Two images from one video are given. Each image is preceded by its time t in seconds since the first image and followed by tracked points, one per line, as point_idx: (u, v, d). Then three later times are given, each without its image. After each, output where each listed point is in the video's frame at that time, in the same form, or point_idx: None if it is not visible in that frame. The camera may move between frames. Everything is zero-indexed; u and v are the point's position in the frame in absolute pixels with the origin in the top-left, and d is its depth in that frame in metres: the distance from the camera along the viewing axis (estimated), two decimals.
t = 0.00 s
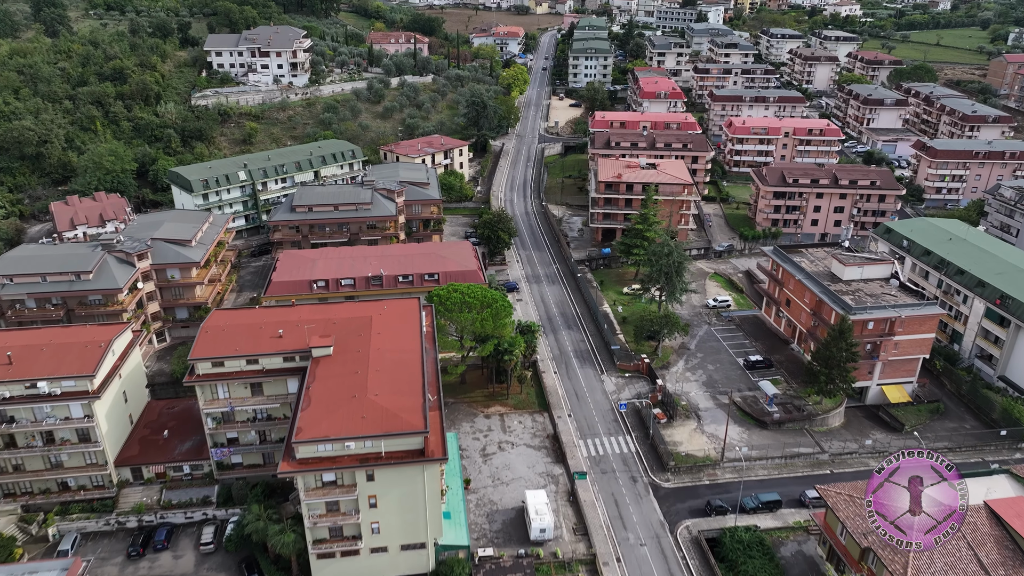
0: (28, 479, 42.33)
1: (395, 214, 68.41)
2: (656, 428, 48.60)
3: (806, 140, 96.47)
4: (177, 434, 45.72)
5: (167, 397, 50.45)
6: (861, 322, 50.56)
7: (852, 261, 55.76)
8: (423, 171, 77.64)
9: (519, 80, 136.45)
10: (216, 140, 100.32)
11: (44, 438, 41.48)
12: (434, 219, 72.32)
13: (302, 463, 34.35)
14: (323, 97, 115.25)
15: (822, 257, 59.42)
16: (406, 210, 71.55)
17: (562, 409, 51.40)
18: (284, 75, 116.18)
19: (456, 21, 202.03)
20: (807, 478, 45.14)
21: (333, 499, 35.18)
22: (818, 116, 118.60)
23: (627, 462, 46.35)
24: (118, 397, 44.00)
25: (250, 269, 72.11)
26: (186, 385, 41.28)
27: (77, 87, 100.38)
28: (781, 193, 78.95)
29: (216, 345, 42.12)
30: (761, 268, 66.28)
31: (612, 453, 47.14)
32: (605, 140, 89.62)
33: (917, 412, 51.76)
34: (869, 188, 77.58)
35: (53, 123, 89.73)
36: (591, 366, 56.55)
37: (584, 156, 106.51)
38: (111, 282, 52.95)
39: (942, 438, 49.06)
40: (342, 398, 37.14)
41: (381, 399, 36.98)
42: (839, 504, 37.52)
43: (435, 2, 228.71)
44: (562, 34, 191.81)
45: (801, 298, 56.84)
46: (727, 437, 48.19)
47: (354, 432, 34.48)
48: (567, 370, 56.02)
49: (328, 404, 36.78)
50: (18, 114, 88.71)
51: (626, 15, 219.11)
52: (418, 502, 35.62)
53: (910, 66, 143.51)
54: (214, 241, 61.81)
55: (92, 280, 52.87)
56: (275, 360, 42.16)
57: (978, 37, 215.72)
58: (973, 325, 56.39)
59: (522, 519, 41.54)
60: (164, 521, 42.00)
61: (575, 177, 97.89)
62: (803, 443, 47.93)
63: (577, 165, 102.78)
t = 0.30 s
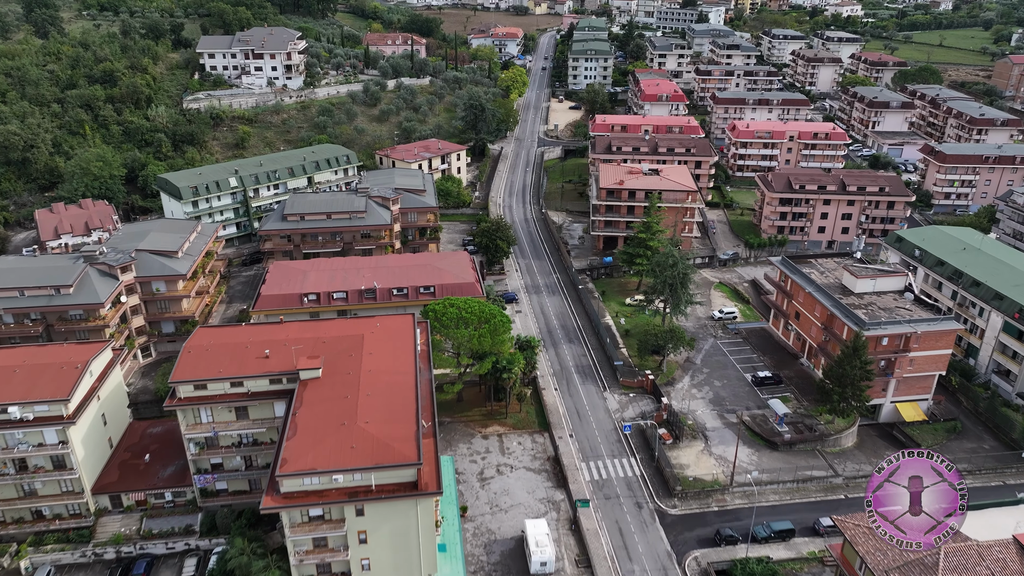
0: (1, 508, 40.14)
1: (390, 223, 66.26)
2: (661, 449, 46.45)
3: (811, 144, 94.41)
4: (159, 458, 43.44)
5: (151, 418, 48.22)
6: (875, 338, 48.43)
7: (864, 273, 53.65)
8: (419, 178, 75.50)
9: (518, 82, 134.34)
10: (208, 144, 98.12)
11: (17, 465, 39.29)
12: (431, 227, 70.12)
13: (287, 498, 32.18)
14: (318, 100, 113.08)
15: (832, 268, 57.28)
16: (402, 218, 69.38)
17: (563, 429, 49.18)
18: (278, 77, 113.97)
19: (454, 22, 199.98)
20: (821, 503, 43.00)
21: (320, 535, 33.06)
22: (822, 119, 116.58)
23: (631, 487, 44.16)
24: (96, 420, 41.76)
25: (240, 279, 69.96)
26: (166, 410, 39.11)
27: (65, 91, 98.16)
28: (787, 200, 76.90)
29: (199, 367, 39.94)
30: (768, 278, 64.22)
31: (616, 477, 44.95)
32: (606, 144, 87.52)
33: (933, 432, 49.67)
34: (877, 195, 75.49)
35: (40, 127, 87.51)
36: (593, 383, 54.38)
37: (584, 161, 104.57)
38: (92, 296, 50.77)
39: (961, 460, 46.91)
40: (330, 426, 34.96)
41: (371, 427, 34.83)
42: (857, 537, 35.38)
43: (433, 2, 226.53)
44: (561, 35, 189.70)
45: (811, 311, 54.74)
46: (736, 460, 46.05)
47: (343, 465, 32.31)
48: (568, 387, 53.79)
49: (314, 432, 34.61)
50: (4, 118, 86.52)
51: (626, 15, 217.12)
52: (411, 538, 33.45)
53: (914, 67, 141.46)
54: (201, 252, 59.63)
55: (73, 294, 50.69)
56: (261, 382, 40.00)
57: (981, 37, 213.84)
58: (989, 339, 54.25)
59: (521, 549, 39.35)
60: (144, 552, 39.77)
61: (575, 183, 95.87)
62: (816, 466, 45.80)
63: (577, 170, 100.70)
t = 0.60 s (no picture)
0: None
1: (384, 232, 64.06)
2: (667, 473, 44.32)
3: (816, 148, 92.38)
4: (138, 485, 41.12)
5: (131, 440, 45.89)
6: (890, 356, 46.30)
7: (877, 286, 51.51)
8: (415, 185, 73.33)
9: (517, 84, 132.17)
10: (200, 148, 95.86)
11: None
12: (427, 235, 67.93)
13: (269, 538, 30.00)
14: (313, 103, 110.87)
15: (843, 280, 55.13)
16: (396, 227, 67.17)
17: (564, 451, 46.98)
18: (272, 80, 111.67)
19: (452, 23, 197.74)
20: (836, 532, 40.86)
21: None
22: (826, 122, 114.55)
23: (636, 514, 41.96)
24: (70, 447, 39.45)
25: (230, 290, 67.70)
26: (144, 437, 36.90)
27: (53, 94, 95.80)
28: (793, 206, 74.86)
29: (179, 392, 37.74)
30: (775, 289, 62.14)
31: (620, 504, 42.72)
32: (607, 149, 85.41)
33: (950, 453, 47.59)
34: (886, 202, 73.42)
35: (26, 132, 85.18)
36: (595, 401, 52.18)
37: (584, 165, 102.46)
38: (71, 312, 48.52)
39: (981, 483, 44.79)
40: (316, 458, 32.74)
41: (360, 459, 32.63)
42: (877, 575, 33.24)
43: (430, 2, 224.19)
44: (560, 36, 187.52)
45: (822, 326, 52.62)
46: (746, 484, 43.90)
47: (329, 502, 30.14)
48: (569, 406, 51.59)
49: (299, 465, 32.41)
50: None
51: (626, 16, 215.13)
52: None
53: (918, 69, 139.46)
54: (188, 264, 57.43)
55: (51, 310, 48.43)
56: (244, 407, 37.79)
57: (983, 38, 211.74)
58: (1007, 355, 52.12)
59: None
60: None
61: (574, 188, 93.76)
62: (829, 490, 43.66)
63: (576, 175, 98.60)
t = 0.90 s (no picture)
0: None
1: (378, 242, 61.86)
2: (673, 499, 42.11)
3: (821, 153, 90.40)
4: (114, 515, 38.77)
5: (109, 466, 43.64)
6: (907, 375, 44.17)
7: (890, 300, 49.41)
8: (411, 192, 71.13)
9: (515, 86, 130.03)
10: (190, 153, 93.60)
11: None
12: (422, 245, 65.70)
13: None
14: (306, 106, 108.64)
15: (855, 293, 52.99)
16: (391, 236, 64.95)
17: (564, 475, 44.84)
18: (265, 82, 109.41)
19: (449, 23, 195.43)
20: (852, 563, 38.72)
21: None
22: (830, 125, 112.53)
23: (641, 544, 39.78)
24: (42, 476, 37.14)
25: (218, 301, 65.48)
26: (119, 469, 34.65)
27: (40, 97, 93.48)
28: (800, 214, 72.78)
29: (156, 419, 35.51)
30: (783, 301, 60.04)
31: (624, 533, 40.54)
32: (608, 154, 83.29)
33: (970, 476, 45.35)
34: (895, 209, 71.34)
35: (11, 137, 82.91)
36: (596, 420, 50.01)
37: (584, 170, 100.34)
38: (48, 329, 46.28)
39: (1003, 509, 42.64)
40: (300, 495, 30.53)
41: (347, 496, 30.45)
42: None
43: (428, 3, 222.12)
44: (558, 37, 185.42)
45: (834, 341, 50.48)
46: (757, 511, 41.75)
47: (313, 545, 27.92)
48: (570, 425, 49.44)
49: (283, 503, 30.19)
50: None
51: (625, 17, 213.04)
52: None
53: (922, 70, 137.51)
54: (173, 276, 55.21)
55: (27, 327, 46.18)
56: (226, 435, 35.54)
57: (985, 39, 209.88)
58: None
59: None
60: None
61: (574, 193, 91.63)
62: (845, 517, 41.52)
63: (576, 180, 96.47)
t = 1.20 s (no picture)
0: None
1: (372, 253, 59.64)
2: (680, 528, 39.89)
3: (827, 157, 88.35)
4: (88, 549, 36.58)
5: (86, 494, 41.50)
6: (925, 396, 42.03)
7: (905, 315, 47.27)
8: (405, 199, 68.92)
9: (513, 88, 127.81)
10: (180, 158, 91.26)
11: None
12: (417, 255, 63.47)
13: None
14: (300, 109, 106.39)
15: (867, 308, 50.88)
16: (385, 246, 62.72)
17: (566, 501, 42.66)
18: (257, 85, 107.12)
19: (446, 24, 193.13)
20: None
21: None
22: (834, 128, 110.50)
23: None
24: (10, 510, 34.89)
25: (205, 314, 63.25)
26: (90, 505, 32.38)
27: (25, 100, 91.02)
28: (806, 221, 70.69)
29: (131, 450, 33.24)
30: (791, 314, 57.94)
31: (629, 565, 38.35)
32: (608, 159, 81.16)
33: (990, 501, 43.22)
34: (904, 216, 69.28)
35: None
36: (599, 441, 47.85)
37: (584, 174, 98.20)
38: (21, 348, 43.93)
39: None
40: (282, 537, 28.32)
41: (333, 538, 28.24)
42: None
43: (425, 3, 219.80)
44: (557, 37, 183.27)
45: (846, 358, 48.35)
46: (768, 540, 39.62)
47: None
48: (571, 447, 47.23)
49: (263, 545, 27.97)
50: None
51: (624, 17, 211.01)
52: None
53: (926, 72, 135.53)
54: (156, 290, 52.92)
55: None
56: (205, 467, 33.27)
57: (987, 40, 207.74)
58: None
59: None
60: None
61: (574, 199, 89.51)
62: (861, 547, 39.41)
63: (575, 185, 94.31)
